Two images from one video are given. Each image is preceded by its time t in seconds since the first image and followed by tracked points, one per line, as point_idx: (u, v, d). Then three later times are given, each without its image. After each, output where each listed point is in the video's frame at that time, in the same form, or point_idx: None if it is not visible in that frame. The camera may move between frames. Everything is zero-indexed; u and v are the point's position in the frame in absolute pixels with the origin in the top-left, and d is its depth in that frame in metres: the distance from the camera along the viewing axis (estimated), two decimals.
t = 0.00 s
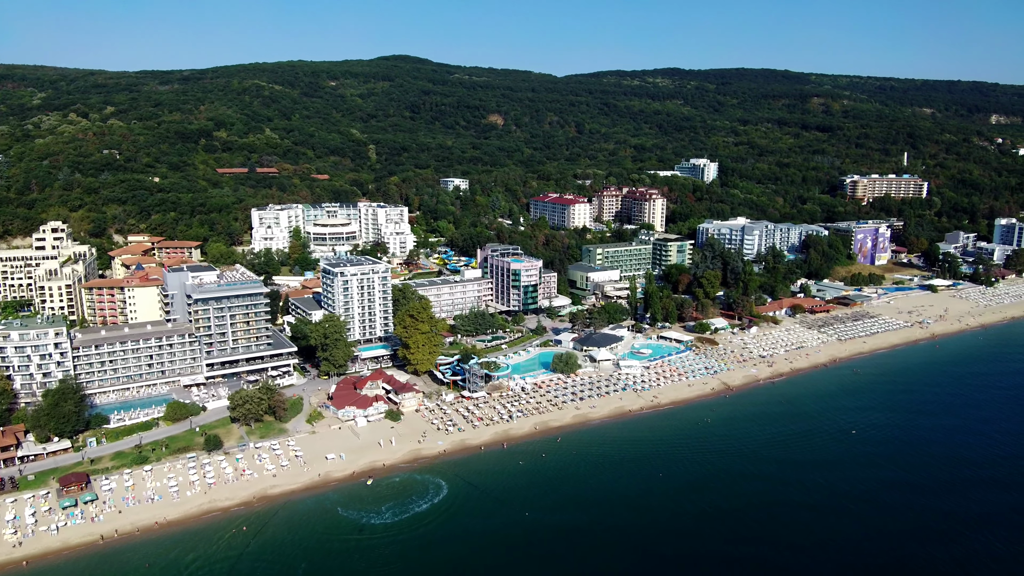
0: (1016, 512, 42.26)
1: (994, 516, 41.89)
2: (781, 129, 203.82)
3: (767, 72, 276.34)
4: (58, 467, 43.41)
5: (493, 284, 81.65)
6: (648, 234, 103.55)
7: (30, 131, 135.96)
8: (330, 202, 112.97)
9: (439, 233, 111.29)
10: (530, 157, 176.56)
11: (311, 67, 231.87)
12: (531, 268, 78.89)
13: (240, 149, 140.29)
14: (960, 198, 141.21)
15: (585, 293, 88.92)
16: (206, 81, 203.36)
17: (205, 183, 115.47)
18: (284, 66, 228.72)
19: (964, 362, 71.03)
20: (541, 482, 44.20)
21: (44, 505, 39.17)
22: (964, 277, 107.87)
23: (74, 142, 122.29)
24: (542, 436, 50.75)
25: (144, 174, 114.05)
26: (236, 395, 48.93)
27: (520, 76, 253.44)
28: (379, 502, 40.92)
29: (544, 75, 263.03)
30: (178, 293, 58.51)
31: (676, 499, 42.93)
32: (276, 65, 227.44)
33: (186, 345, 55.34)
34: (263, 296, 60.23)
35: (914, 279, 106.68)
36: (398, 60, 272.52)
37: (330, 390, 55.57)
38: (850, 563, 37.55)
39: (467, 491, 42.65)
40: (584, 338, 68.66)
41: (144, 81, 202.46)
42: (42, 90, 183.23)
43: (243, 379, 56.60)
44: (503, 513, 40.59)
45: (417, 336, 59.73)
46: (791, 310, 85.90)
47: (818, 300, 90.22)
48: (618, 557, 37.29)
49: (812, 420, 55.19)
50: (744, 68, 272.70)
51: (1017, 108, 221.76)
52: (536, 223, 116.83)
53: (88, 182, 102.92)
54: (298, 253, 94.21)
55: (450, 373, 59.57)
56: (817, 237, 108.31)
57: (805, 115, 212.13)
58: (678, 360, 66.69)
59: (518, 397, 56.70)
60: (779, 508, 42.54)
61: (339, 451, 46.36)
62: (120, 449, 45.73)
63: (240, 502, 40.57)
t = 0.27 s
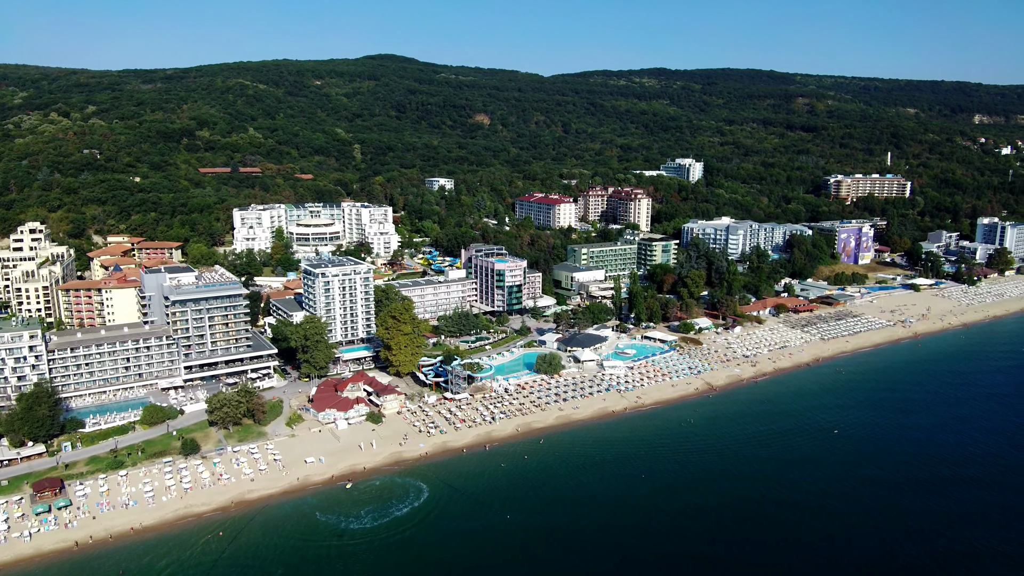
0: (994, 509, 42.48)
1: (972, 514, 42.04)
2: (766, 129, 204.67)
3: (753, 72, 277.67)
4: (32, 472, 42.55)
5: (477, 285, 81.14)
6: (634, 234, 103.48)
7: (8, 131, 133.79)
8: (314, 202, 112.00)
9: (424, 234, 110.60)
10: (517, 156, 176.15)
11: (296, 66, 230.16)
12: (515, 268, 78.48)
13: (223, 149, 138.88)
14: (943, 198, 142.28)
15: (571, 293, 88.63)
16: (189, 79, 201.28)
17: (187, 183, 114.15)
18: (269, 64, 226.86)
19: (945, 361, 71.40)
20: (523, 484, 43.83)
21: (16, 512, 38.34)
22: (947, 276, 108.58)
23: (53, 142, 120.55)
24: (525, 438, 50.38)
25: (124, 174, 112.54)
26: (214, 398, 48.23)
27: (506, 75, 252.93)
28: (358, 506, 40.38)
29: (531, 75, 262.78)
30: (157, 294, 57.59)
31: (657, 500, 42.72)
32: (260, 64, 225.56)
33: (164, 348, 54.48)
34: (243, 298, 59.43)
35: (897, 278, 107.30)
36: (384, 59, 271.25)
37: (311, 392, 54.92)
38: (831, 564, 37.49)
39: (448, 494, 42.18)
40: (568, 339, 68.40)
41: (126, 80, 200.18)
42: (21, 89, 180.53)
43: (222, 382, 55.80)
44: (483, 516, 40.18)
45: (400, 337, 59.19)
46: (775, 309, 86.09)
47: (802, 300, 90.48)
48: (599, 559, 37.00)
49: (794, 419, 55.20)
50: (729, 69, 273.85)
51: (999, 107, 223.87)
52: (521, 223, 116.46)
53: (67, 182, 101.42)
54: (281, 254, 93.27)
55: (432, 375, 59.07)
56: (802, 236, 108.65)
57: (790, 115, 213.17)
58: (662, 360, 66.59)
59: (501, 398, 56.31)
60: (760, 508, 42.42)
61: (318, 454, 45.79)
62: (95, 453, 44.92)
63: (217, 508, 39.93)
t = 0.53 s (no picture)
0: (975, 508, 42.66)
1: (954, 513, 42.14)
2: (751, 129, 205.49)
3: (739, 73, 278.96)
4: (5, 479, 41.64)
5: (462, 286, 80.56)
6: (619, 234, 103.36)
7: None
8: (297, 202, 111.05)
9: (409, 234, 109.86)
10: (503, 156, 175.70)
11: (281, 66, 228.42)
12: (500, 269, 77.87)
13: (206, 149, 137.44)
14: (926, 198, 143.32)
15: (556, 294, 88.31)
16: (172, 79, 199.17)
17: (169, 183, 112.83)
18: (253, 63, 225.01)
19: (928, 360, 71.80)
20: (505, 488, 43.38)
21: None
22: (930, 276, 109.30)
23: (32, 142, 118.75)
24: (507, 441, 49.95)
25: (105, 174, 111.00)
26: (192, 402, 47.47)
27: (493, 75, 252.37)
28: (337, 512, 39.78)
29: (518, 75, 262.45)
30: (134, 297, 56.64)
31: (640, 502, 42.44)
32: (245, 63, 223.71)
33: (142, 351, 53.63)
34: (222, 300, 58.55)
35: (881, 278, 107.82)
36: (370, 59, 269.92)
37: (291, 396, 54.20)
38: (815, 565, 37.38)
39: (429, 498, 41.67)
40: (552, 340, 68.04)
41: (108, 79, 197.96)
42: None
43: (201, 385, 55.00)
44: (465, 521, 39.71)
45: (382, 339, 58.59)
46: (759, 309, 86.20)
47: (786, 300, 90.66)
48: (581, 563, 36.63)
49: (778, 420, 55.18)
50: (715, 69, 274.91)
51: (981, 107, 226.03)
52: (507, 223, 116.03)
53: (46, 182, 99.87)
54: (263, 254, 92.19)
55: (415, 377, 58.52)
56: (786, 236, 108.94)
57: (776, 115, 214.11)
58: (647, 361, 66.43)
59: (484, 400, 55.83)
60: (744, 509, 42.24)
61: (298, 459, 45.15)
62: (71, 459, 44.05)
63: (194, 514, 39.22)
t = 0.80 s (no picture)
0: (958, 506, 42.77)
1: (936, 512, 42.20)
2: (737, 130, 206.24)
3: (725, 73, 280.16)
4: None
5: (447, 287, 80.10)
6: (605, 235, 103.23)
7: None
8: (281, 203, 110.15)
9: (394, 235, 109.14)
10: (489, 156, 175.25)
11: (266, 65, 226.66)
12: (484, 270, 77.61)
13: (188, 149, 135.99)
14: (909, 197, 144.37)
15: (542, 295, 88.07)
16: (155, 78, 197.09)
17: (150, 184, 111.44)
18: (238, 63, 223.17)
19: (911, 359, 72.12)
20: (488, 492, 42.94)
21: None
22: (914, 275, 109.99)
23: (10, 142, 116.98)
24: (491, 443, 49.50)
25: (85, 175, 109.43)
26: (170, 407, 46.70)
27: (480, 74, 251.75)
28: (317, 518, 39.18)
29: (504, 75, 262.11)
30: (111, 299, 55.56)
31: (623, 504, 42.17)
32: (229, 63, 221.81)
33: (120, 355, 52.78)
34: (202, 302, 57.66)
35: (865, 278, 108.36)
36: (356, 59, 268.54)
37: (272, 400, 53.47)
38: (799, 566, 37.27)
39: (411, 503, 41.14)
40: (537, 341, 67.65)
41: (91, 78, 195.69)
42: None
43: (180, 389, 54.03)
44: (447, 525, 39.23)
45: (365, 341, 57.97)
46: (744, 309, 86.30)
47: (771, 300, 90.84)
48: (565, 567, 36.27)
49: (762, 420, 55.12)
50: (702, 70, 275.94)
51: (964, 108, 228.23)
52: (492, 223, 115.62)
53: (24, 183, 98.22)
54: (246, 255, 90.76)
55: (398, 380, 57.96)
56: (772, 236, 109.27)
57: (761, 116, 215.03)
58: (632, 362, 66.24)
59: (468, 403, 55.35)
60: (728, 511, 42.07)
61: (278, 463, 44.48)
62: (45, 465, 43.14)
63: (170, 521, 38.48)
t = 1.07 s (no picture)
0: (943, 507, 42.74)
1: (922, 513, 42.13)
2: (725, 130, 206.78)
3: (712, 74, 281.11)
4: None
5: (434, 288, 79.46)
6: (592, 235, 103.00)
7: None
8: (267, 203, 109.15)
9: (381, 236, 108.42)
10: (478, 157, 174.75)
11: (252, 65, 224.96)
12: (472, 272, 77.14)
13: (173, 149, 134.61)
14: (896, 197, 145.17)
15: (530, 296, 87.65)
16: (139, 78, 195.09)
17: (133, 184, 110.10)
18: (224, 62, 221.42)
19: (897, 359, 72.27)
20: (473, 496, 42.45)
21: None
22: (900, 275, 110.45)
23: None
24: (477, 447, 49.00)
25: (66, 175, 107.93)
26: (150, 411, 45.94)
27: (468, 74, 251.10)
28: (299, 525, 38.54)
29: (493, 75, 261.68)
30: (91, 302, 54.73)
31: (609, 507, 41.82)
32: (215, 62, 220.02)
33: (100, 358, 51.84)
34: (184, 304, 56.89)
35: (852, 277, 108.78)
36: (344, 58, 267.13)
37: (255, 403, 52.72)
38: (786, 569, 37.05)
39: (395, 508, 40.55)
40: (525, 343, 67.25)
41: (75, 78, 193.62)
42: None
43: (161, 394, 53.21)
44: (431, 531, 38.71)
45: (349, 343, 57.37)
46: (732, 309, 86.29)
47: (759, 300, 90.91)
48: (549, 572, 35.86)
49: (749, 421, 54.94)
50: (690, 70, 276.78)
51: (949, 108, 230.11)
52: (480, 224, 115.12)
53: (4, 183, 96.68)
54: (230, 257, 90.18)
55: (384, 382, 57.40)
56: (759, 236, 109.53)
57: (749, 116, 215.70)
58: (619, 363, 65.97)
59: (454, 405, 54.85)
60: (715, 513, 41.80)
61: (260, 469, 43.81)
62: (22, 471, 42.23)
63: (149, 529, 37.74)
